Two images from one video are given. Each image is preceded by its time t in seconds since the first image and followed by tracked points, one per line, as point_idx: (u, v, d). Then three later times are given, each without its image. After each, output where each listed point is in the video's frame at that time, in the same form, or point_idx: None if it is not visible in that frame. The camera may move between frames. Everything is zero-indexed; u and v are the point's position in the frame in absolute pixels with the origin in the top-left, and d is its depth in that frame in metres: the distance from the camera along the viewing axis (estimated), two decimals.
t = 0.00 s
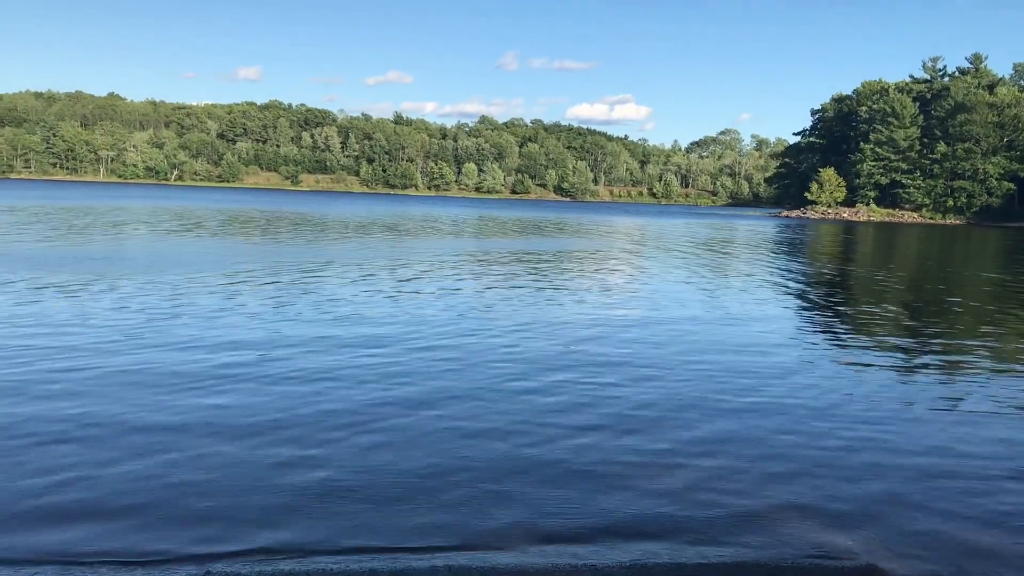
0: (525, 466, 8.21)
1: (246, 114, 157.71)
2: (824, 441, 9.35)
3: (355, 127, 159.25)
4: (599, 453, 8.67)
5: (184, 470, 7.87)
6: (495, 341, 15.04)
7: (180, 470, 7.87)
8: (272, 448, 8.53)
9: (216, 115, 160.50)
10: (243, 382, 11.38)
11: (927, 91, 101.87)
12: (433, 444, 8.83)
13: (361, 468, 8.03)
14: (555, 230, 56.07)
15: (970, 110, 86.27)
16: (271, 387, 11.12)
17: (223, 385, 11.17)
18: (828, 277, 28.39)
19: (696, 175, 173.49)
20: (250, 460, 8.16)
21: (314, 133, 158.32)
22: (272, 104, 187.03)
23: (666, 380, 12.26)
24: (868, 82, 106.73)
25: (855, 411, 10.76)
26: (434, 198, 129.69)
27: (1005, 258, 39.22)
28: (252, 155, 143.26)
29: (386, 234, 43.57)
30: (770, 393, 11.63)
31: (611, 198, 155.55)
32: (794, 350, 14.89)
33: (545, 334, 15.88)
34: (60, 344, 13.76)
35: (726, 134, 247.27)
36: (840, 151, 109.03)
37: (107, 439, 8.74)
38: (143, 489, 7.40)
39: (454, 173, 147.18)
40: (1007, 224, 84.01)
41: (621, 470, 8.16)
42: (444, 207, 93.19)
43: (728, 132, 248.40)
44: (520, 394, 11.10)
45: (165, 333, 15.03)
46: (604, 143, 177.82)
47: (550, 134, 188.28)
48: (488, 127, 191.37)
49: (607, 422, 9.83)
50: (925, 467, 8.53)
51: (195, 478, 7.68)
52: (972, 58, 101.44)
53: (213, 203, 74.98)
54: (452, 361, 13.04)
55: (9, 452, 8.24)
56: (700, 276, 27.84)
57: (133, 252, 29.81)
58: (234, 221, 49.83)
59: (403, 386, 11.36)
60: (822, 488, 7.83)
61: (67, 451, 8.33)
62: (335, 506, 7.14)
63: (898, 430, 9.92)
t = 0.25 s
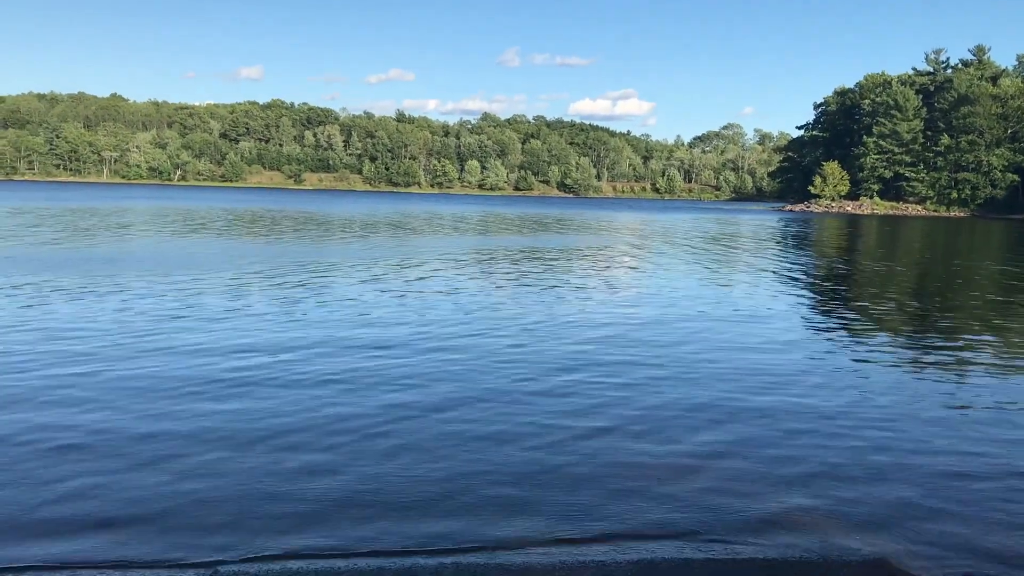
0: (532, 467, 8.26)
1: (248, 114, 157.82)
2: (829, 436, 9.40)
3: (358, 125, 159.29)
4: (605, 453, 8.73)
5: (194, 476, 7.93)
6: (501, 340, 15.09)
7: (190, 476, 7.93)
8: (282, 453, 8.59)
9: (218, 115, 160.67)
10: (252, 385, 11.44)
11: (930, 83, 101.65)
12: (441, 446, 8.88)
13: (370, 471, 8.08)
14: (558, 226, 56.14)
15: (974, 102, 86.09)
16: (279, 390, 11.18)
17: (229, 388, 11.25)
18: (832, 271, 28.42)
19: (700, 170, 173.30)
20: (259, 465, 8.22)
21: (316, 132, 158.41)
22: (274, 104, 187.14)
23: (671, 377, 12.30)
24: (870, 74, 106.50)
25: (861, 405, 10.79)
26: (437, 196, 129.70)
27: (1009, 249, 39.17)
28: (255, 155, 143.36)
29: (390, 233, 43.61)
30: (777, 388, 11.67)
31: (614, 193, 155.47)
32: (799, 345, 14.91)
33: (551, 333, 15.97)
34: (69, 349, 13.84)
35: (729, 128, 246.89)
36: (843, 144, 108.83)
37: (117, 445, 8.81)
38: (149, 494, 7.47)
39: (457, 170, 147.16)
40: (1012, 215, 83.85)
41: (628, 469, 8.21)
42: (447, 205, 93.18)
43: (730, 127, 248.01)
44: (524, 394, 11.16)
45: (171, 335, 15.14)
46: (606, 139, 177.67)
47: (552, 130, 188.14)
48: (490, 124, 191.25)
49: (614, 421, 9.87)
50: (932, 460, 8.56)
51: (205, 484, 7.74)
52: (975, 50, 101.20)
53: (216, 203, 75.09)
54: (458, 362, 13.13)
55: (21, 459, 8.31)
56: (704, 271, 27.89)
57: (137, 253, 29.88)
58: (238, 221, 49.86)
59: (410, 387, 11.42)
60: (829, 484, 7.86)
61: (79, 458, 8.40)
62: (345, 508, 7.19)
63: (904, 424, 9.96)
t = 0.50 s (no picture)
0: (546, 466, 8.29)
1: (253, 113, 157.88)
2: (839, 432, 9.41)
3: (362, 123, 159.29)
4: (616, 452, 8.76)
5: (209, 480, 7.98)
6: (510, 340, 15.12)
7: (204, 480, 7.97)
8: (295, 457, 8.64)
9: (223, 115, 160.88)
10: (263, 389, 11.49)
11: (935, 73, 101.22)
12: (454, 447, 8.91)
13: (383, 473, 8.13)
14: (564, 221, 56.05)
15: (980, 91, 85.74)
16: (290, 393, 11.24)
17: (241, 391, 11.31)
18: (840, 262, 28.34)
19: (705, 163, 172.91)
20: (273, 469, 8.26)
21: (321, 131, 158.43)
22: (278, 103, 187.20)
23: (681, 374, 12.32)
24: (875, 65, 106.10)
25: (871, 399, 10.81)
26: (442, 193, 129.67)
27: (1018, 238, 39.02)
28: (260, 154, 143.43)
29: (397, 230, 43.54)
30: (787, 384, 11.69)
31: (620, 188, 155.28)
32: (809, 338, 14.91)
33: (560, 331, 15.99)
34: (80, 353, 13.90)
35: (734, 121, 246.20)
36: (849, 135, 108.47)
37: (132, 450, 8.87)
38: (161, 498, 7.53)
39: (462, 167, 147.05)
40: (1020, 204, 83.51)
41: (640, 468, 8.24)
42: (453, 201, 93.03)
43: (735, 119, 247.33)
44: (533, 394, 11.20)
45: (181, 338, 15.24)
46: (611, 133, 177.34)
47: (557, 125, 187.87)
48: (494, 119, 191.02)
49: (625, 420, 9.90)
50: (945, 455, 8.57)
51: (219, 487, 7.78)
52: (980, 38, 100.76)
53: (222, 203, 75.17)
54: (466, 361, 13.18)
55: (37, 465, 8.37)
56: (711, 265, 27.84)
57: (146, 253, 29.99)
58: (244, 220, 49.88)
59: (422, 389, 11.45)
60: (841, 479, 7.88)
61: (94, 464, 8.45)
62: (360, 510, 7.23)
63: (915, 417, 9.97)
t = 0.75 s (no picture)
0: (567, 469, 8.45)
1: (271, 114, 158.74)
2: (857, 432, 9.52)
3: (379, 123, 159.81)
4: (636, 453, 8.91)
5: (238, 482, 8.19)
6: (530, 342, 15.28)
7: (234, 482, 8.19)
8: (321, 459, 8.84)
9: (241, 116, 161.90)
10: (288, 391, 11.71)
11: (955, 67, 100.46)
12: (476, 449, 9.09)
13: (408, 475, 8.32)
14: (580, 219, 56.16)
15: (1000, 86, 85.12)
16: (316, 396, 11.45)
17: (267, 395, 11.54)
18: (861, 259, 28.31)
19: (723, 160, 172.28)
20: (300, 471, 8.46)
21: (338, 131, 159.09)
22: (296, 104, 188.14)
23: (701, 375, 12.46)
24: (894, 60, 105.45)
25: (889, 400, 10.90)
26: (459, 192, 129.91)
27: None
28: (278, 155, 144.21)
29: (414, 229, 43.78)
30: (806, 385, 11.80)
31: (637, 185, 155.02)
32: (828, 338, 14.99)
33: (579, 332, 16.15)
34: (109, 356, 14.18)
35: (752, 118, 245.09)
36: (868, 131, 107.84)
37: (162, 453, 9.09)
38: (192, 500, 7.76)
39: (478, 166, 147.24)
40: None
41: (661, 469, 8.38)
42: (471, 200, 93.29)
43: (753, 116, 246.20)
44: (554, 396, 11.36)
45: (205, 340, 15.53)
46: (628, 131, 177.03)
47: (574, 124, 187.73)
48: (511, 118, 191.11)
49: (645, 422, 10.05)
50: (961, 456, 8.67)
51: (249, 490, 7.98)
52: (1000, 33, 99.96)
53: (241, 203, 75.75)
54: (487, 364, 13.36)
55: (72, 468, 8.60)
56: (730, 262, 27.87)
57: (166, 254, 30.40)
58: (262, 221, 50.31)
59: (444, 391, 11.65)
60: (859, 481, 8.00)
61: (127, 466, 8.69)
62: (386, 512, 7.41)
63: (933, 418, 10.06)
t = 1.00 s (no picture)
0: (608, 472, 8.54)
1: (315, 116, 160.58)
2: (899, 440, 9.52)
3: (421, 124, 160.87)
4: (675, 458, 8.99)
5: (286, 481, 8.40)
6: (572, 347, 15.42)
7: (282, 481, 8.40)
8: (367, 460, 9.02)
9: (286, 118, 163.96)
10: (333, 395, 11.94)
11: (1005, 67, 98.75)
12: (519, 452, 9.22)
13: (451, 476, 8.47)
14: (620, 221, 56.22)
15: None
16: (361, 400, 11.67)
17: (314, 398, 11.78)
18: (906, 263, 28.04)
19: (766, 161, 170.86)
20: (346, 470, 8.66)
21: (381, 132, 160.41)
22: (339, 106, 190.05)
23: (740, 382, 12.48)
24: (943, 60, 103.89)
25: (932, 408, 10.86)
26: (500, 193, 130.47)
27: None
28: (322, 156, 145.81)
29: (454, 231, 44.17)
30: (847, 393, 11.77)
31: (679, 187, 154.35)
32: (872, 346, 14.91)
33: (620, 337, 16.24)
34: (159, 358, 14.54)
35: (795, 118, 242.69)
36: (915, 132, 106.36)
37: (212, 453, 9.33)
38: (244, 497, 7.98)
39: (520, 167, 147.59)
40: None
41: (701, 474, 8.45)
42: (512, 202, 93.67)
43: (797, 116, 243.84)
44: (595, 401, 11.46)
45: (252, 343, 15.87)
46: (670, 131, 176.27)
47: (616, 125, 187.33)
48: (552, 119, 191.29)
49: (685, 427, 10.11)
50: (1006, 464, 8.62)
51: (296, 488, 8.18)
52: None
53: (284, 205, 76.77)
54: (528, 369, 13.50)
55: (128, 466, 8.87)
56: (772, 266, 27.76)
57: (214, 254, 31.19)
58: (304, 222, 51.08)
59: (487, 396, 11.81)
60: (901, 487, 8.00)
61: (178, 464, 8.93)
62: (431, 510, 7.56)
63: (978, 427, 10.00)
